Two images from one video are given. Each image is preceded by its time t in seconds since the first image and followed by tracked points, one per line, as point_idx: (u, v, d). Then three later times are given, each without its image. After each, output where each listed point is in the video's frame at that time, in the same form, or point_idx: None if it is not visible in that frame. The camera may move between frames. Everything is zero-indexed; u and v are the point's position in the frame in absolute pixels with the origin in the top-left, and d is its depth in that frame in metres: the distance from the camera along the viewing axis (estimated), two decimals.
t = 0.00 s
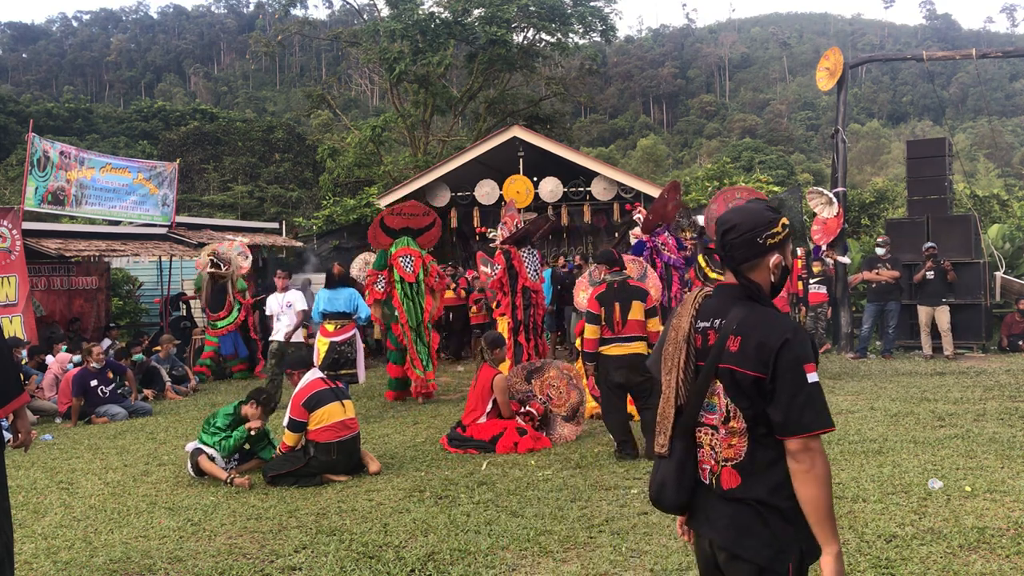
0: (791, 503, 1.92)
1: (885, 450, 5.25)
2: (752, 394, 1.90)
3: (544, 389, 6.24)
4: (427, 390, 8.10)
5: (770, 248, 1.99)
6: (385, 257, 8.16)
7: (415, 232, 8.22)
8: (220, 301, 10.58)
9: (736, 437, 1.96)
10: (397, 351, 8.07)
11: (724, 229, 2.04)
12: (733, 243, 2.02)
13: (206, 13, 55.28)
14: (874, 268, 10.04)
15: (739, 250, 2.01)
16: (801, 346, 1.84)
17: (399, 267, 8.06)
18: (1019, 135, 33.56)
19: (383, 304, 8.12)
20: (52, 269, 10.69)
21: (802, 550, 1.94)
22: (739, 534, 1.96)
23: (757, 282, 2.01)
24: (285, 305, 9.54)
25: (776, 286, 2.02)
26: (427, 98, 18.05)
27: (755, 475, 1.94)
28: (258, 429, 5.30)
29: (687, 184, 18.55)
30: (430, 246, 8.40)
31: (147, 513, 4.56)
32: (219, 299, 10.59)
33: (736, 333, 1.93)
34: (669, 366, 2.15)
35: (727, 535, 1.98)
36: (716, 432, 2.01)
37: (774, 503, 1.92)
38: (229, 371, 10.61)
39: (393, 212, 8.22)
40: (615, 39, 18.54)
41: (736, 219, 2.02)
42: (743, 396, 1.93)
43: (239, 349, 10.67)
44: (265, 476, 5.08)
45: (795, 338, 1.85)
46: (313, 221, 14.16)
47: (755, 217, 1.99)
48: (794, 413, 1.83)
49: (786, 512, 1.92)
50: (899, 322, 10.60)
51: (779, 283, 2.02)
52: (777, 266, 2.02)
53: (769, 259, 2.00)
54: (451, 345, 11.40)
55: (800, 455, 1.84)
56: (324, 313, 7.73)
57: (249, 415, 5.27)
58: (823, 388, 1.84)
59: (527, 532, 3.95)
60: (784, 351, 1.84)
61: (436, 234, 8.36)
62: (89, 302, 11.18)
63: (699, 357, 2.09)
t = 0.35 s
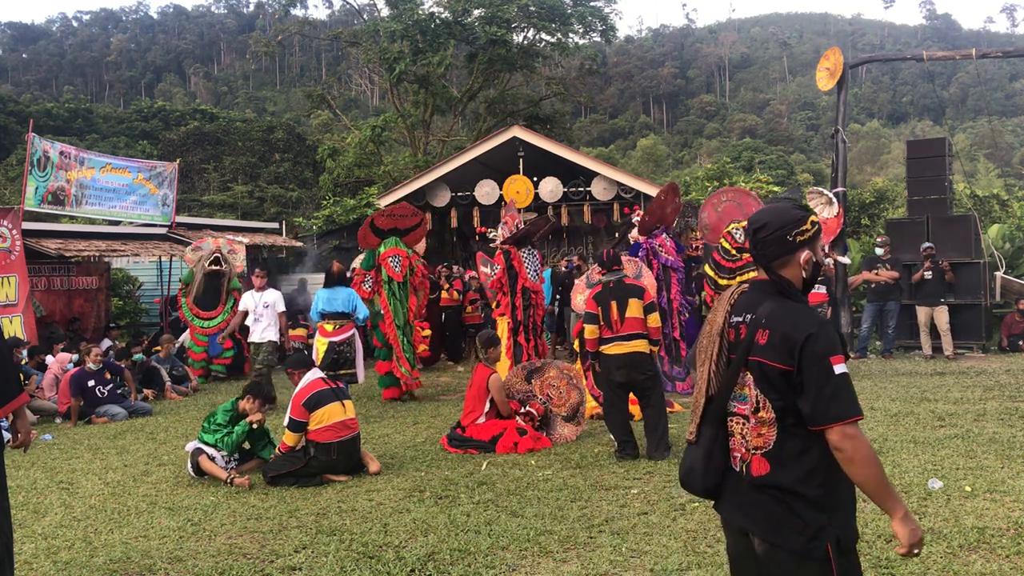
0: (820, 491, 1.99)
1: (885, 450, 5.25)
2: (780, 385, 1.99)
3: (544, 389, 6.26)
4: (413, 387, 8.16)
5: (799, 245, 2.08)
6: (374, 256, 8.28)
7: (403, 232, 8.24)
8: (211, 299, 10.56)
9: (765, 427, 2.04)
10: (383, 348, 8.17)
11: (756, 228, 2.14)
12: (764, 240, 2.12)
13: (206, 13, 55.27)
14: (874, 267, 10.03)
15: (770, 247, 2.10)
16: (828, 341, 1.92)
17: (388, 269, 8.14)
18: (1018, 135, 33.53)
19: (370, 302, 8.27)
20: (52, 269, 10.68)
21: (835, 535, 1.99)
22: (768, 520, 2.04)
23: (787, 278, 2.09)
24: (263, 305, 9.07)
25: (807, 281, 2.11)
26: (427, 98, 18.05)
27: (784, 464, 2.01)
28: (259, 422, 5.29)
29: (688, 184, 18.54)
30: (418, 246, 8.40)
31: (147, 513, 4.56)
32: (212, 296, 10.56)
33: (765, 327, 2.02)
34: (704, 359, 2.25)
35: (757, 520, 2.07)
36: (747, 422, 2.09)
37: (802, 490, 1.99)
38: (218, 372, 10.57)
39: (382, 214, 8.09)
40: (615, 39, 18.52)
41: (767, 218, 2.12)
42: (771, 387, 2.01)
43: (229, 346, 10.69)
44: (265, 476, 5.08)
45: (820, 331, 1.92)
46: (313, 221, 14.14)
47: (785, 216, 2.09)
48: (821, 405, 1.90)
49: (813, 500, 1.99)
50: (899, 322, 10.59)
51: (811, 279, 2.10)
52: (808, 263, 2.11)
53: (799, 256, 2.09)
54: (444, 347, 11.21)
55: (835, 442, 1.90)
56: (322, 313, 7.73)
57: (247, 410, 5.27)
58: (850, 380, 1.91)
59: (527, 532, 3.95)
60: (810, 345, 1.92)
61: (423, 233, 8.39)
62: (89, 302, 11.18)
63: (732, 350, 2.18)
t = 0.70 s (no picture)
0: (850, 486, 1.97)
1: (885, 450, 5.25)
2: (812, 384, 1.99)
3: (544, 389, 6.25)
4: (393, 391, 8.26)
5: (840, 248, 2.09)
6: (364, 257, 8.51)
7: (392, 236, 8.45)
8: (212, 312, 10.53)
9: (797, 424, 2.04)
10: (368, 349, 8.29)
11: (798, 228, 2.15)
12: (805, 242, 2.13)
13: (206, 13, 55.27)
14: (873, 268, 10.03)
15: (811, 248, 2.11)
16: (862, 344, 1.93)
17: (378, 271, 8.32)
18: (1018, 135, 33.55)
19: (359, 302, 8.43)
20: (51, 269, 10.68)
21: (870, 529, 1.97)
22: (799, 516, 2.04)
23: (826, 279, 2.10)
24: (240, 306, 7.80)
25: (844, 285, 2.12)
26: (427, 98, 18.06)
27: (815, 461, 2.01)
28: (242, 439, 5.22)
29: (688, 184, 18.55)
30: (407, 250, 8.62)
31: (147, 513, 4.56)
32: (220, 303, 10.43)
33: (800, 326, 2.03)
34: (736, 355, 2.25)
35: (788, 516, 2.06)
36: (778, 418, 2.09)
37: (833, 487, 1.98)
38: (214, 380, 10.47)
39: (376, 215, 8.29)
40: (615, 39, 18.52)
41: (809, 220, 2.13)
42: (803, 386, 2.01)
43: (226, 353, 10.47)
44: (265, 476, 5.08)
45: (855, 335, 1.94)
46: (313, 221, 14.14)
47: (828, 218, 2.09)
48: (849, 405, 1.91)
49: (845, 496, 1.98)
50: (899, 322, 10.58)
51: (847, 282, 2.11)
52: (848, 266, 2.12)
53: (839, 259, 2.10)
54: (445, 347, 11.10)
55: (852, 445, 1.91)
56: (321, 313, 7.72)
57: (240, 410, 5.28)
58: (880, 384, 1.92)
59: (527, 532, 3.96)
60: (844, 347, 1.93)
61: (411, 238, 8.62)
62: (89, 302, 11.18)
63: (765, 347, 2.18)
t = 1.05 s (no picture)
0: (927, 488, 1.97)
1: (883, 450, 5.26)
2: (887, 389, 1.99)
3: (544, 389, 6.26)
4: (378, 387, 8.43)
5: (908, 249, 2.07)
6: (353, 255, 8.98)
7: (380, 235, 8.89)
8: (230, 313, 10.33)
9: (871, 429, 2.02)
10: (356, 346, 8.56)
11: (862, 228, 2.12)
12: (870, 242, 2.10)
13: (206, 13, 55.26)
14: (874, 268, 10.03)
15: (878, 249, 2.08)
16: (937, 348, 1.93)
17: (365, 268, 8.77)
18: (1018, 135, 33.53)
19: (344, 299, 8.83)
20: (52, 269, 10.68)
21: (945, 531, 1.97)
22: (876, 519, 2.02)
23: (892, 280, 2.08)
24: (211, 311, 7.27)
25: (909, 285, 2.11)
26: (427, 98, 18.07)
27: (892, 465, 1.99)
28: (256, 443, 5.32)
29: (688, 184, 18.57)
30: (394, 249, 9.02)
31: (147, 513, 4.56)
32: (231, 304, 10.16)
33: (872, 331, 2.02)
34: (799, 359, 2.22)
35: (866, 520, 2.03)
36: (850, 423, 2.07)
37: (910, 490, 1.98)
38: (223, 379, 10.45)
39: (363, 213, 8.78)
40: (615, 39, 18.50)
41: (874, 220, 2.10)
42: (877, 390, 2.01)
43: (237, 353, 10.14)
44: (265, 476, 5.07)
45: (930, 339, 1.93)
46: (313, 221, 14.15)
47: (896, 219, 2.06)
48: (925, 410, 1.90)
49: (924, 497, 1.97)
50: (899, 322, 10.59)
51: (913, 282, 2.10)
52: (914, 267, 2.10)
53: (905, 260, 2.08)
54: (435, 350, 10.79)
55: (929, 450, 1.90)
56: (321, 313, 7.70)
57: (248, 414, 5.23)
58: (955, 387, 1.91)
59: (527, 532, 3.96)
60: (920, 353, 1.93)
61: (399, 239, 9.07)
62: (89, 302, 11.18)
63: (831, 351, 2.16)
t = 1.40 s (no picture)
0: (996, 480, 2.06)
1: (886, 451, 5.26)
2: (968, 382, 2.05)
3: (544, 389, 6.26)
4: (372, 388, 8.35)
5: (977, 241, 2.15)
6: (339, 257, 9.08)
7: (367, 235, 9.03)
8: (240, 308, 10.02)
9: (945, 424, 2.07)
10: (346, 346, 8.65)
11: (932, 219, 2.18)
12: (941, 234, 2.16)
13: (206, 13, 55.23)
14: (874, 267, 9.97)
15: (949, 241, 2.15)
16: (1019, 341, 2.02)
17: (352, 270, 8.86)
18: (1018, 135, 33.51)
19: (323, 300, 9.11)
20: (52, 269, 10.68)
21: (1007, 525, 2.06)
22: (947, 514, 2.06)
23: (962, 272, 2.16)
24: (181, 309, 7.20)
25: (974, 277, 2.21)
26: (427, 98, 18.07)
27: (967, 458, 2.06)
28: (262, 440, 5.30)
29: (688, 184, 18.56)
30: (380, 250, 9.13)
31: (147, 513, 4.56)
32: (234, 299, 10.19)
33: (950, 324, 2.08)
34: (868, 353, 2.19)
35: (935, 515, 2.07)
36: (922, 418, 2.10)
37: (983, 482, 2.05)
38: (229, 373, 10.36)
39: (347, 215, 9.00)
40: (615, 39, 18.49)
41: (944, 212, 2.17)
42: (955, 384, 2.07)
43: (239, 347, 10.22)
44: (265, 476, 5.07)
45: (1013, 332, 2.02)
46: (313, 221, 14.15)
47: (968, 211, 2.14)
48: (1015, 403, 1.99)
49: (992, 489, 2.05)
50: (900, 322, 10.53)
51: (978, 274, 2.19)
52: (977, 259, 2.19)
53: (973, 253, 2.16)
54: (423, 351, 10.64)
55: None
56: (323, 313, 7.71)
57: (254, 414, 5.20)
58: None
59: (527, 532, 3.95)
60: (1005, 347, 2.00)
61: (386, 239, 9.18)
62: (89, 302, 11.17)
63: (899, 345, 2.19)
